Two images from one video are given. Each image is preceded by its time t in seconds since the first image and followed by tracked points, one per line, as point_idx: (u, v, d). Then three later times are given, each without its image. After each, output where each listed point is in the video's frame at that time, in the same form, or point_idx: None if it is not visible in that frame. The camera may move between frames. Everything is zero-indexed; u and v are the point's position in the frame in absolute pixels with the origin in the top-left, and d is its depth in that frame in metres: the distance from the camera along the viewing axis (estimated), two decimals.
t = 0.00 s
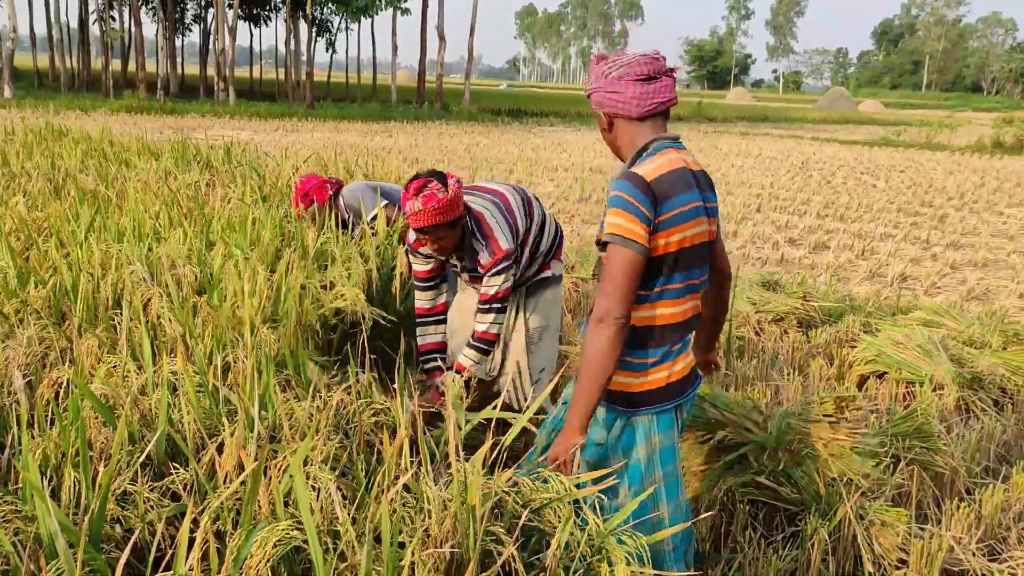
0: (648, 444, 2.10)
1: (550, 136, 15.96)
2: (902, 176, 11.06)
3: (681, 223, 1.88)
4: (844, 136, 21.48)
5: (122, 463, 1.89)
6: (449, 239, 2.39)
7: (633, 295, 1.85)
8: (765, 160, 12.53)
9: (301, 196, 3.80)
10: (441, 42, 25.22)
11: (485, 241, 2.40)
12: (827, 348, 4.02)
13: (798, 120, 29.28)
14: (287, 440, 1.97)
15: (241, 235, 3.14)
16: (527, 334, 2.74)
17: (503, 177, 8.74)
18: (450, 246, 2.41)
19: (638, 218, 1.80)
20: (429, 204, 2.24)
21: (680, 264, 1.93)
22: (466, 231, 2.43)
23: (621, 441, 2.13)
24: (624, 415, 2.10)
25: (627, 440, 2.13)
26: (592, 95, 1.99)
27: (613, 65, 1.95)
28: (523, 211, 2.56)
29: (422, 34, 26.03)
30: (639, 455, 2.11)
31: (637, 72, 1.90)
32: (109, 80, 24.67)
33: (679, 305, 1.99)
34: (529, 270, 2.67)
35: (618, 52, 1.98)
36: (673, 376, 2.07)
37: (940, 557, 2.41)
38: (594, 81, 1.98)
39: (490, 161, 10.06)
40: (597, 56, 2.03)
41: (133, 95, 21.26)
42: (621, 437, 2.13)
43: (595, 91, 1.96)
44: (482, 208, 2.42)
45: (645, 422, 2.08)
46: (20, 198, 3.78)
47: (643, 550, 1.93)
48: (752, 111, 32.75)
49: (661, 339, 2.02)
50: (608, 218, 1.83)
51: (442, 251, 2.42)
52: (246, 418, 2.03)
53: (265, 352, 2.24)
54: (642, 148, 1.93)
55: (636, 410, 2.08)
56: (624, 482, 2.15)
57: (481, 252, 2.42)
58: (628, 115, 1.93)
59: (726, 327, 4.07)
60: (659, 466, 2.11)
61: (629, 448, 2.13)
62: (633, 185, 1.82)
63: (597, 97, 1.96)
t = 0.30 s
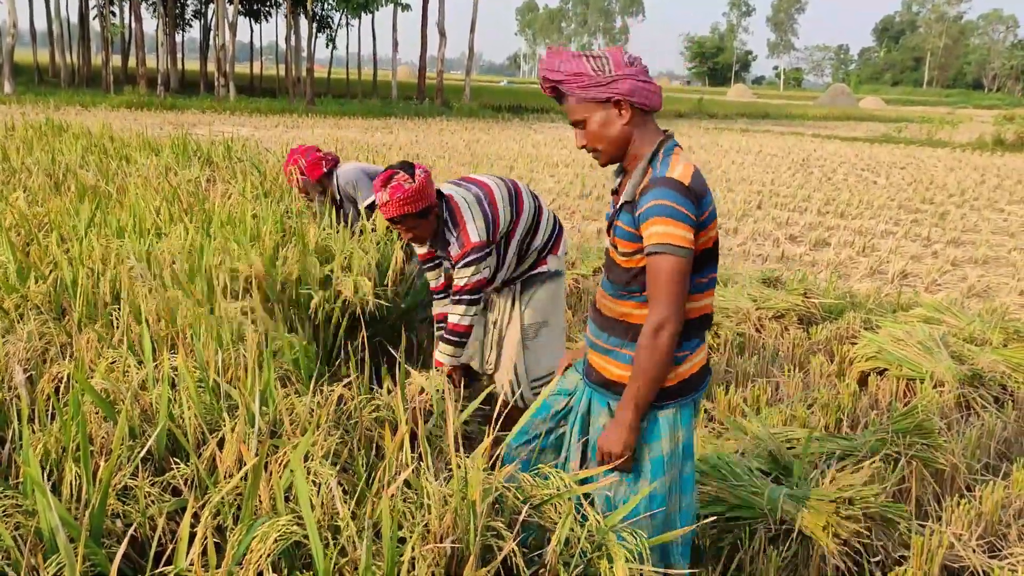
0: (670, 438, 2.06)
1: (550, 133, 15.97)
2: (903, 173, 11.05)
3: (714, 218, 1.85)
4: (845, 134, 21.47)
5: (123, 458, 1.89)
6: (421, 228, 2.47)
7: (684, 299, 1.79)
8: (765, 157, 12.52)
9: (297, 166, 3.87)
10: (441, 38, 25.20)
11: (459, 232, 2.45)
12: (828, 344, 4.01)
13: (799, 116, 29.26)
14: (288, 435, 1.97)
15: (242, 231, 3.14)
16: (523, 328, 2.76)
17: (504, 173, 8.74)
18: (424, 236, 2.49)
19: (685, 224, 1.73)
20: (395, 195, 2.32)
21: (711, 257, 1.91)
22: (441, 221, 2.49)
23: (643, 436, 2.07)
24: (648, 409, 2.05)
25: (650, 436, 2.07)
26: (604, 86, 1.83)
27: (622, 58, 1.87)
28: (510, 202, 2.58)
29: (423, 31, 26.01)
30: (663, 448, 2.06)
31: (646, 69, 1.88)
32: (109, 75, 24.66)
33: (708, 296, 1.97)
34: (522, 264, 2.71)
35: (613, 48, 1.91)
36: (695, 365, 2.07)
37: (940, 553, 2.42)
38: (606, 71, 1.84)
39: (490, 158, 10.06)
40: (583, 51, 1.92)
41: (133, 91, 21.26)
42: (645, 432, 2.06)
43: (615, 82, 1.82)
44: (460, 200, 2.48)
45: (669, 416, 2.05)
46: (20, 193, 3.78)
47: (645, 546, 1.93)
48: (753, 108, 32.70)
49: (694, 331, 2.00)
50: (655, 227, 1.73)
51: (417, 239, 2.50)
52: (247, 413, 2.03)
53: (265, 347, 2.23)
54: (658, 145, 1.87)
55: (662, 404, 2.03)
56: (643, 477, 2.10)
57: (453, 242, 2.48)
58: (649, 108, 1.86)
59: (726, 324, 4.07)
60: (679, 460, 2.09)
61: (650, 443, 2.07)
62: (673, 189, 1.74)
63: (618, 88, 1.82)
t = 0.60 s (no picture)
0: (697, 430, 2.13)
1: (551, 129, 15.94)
2: (904, 169, 11.03)
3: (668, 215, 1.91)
4: (846, 130, 21.43)
5: (124, 452, 1.89)
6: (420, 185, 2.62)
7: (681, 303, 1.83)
8: (766, 153, 12.50)
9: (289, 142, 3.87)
10: (442, 34, 25.14)
11: (460, 193, 2.61)
12: (829, 340, 4.01)
13: (800, 112, 29.23)
14: (288, 430, 1.97)
15: (243, 226, 3.14)
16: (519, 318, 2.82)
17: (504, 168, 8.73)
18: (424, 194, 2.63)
19: (653, 240, 1.78)
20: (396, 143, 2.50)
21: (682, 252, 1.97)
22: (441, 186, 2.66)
23: (673, 431, 2.12)
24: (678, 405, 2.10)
25: (681, 429, 2.12)
26: (517, 145, 1.84)
27: (531, 113, 1.88)
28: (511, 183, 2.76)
29: (424, 27, 25.97)
30: (692, 440, 2.12)
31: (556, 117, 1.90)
32: (109, 70, 24.64)
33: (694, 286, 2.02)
34: (517, 254, 2.82)
35: (518, 103, 1.92)
36: (714, 352, 2.12)
37: (941, 548, 2.41)
38: (518, 131, 1.84)
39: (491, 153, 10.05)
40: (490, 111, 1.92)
41: (134, 85, 21.23)
42: (675, 426, 2.11)
43: (527, 140, 1.84)
44: (462, 168, 2.66)
45: (695, 409, 2.12)
46: (21, 187, 3.78)
47: (647, 541, 1.93)
48: (754, 104, 32.63)
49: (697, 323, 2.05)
50: (625, 257, 1.77)
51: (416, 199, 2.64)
52: (248, 407, 2.03)
53: (266, 342, 2.23)
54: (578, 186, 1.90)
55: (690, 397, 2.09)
56: (674, 472, 2.13)
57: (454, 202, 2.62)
58: (565, 156, 1.89)
59: (727, 320, 4.07)
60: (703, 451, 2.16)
61: (678, 438, 2.12)
62: (624, 217, 1.79)
63: (531, 145, 1.84)
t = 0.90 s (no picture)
0: (695, 425, 2.20)
1: (552, 125, 15.92)
2: (906, 166, 11.02)
3: (572, 279, 2.03)
4: (848, 126, 21.39)
5: (126, 447, 1.89)
6: (428, 159, 3.07)
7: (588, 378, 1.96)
8: (768, 150, 12.48)
9: (275, 137, 4.18)
10: (443, 30, 25.10)
11: (472, 172, 3.02)
12: (831, 337, 4.01)
13: (802, 109, 29.21)
14: (291, 424, 1.97)
15: (245, 221, 3.14)
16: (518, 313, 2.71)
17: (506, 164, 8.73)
18: (429, 168, 3.10)
19: (550, 327, 1.93)
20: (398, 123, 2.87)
21: (606, 300, 2.08)
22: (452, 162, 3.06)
23: (673, 429, 2.19)
24: (673, 404, 2.18)
25: (679, 426, 2.19)
26: (431, 259, 1.92)
27: (438, 224, 1.97)
28: (524, 167, 3.17)
29: (425, 23, 25.95)
30: (691, 434, 2.19)
31: (461, 222, 2.00)
32: (111, 65, 24.62)
33: (636, 316, 2.12)
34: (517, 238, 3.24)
35: (424, 216, 1.99)
36: (698, 346, 2.20)
37: (943, 544, 2.42)
38: (430, 245, 1.92)
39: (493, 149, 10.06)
40: (398, 228, 1.98)
41: (136, 80, 21.22)
42: (674, 424, 2.18)
43: (441, 252, 1.92)
44: (481, 151, 3.05)
45: (690, 405, 2.19)
46: (23, 181, 3.78)
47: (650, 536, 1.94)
48: (756, 100, 32.56)
49: (656, 342, 2.15)
50: (527, 347, 1.92)
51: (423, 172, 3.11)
52: (250, 402, 2.03)
53: (268, 337, 2.23)
54: (489, 283, 2.00)
55: (683, 395, 2.18)
56: (674, 466, 2.20)
57: (462, 180, 3.03)
58: (478, 260, 1.99)
59: (729, 316, 4.07)
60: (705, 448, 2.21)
61: (678, 435, 2.19)
62: (522, 308, 1.94)
63: (445, 256, 1.92)
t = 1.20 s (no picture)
0: (688, 414, 2.20)
1: (554, 120, 15.91)
2: (910, 162, 10.99)
3: (534, 307, 2.07)
4: (851, 122, 21.34)
5: (129, 441, 1.90)
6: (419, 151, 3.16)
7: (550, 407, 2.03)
8: (771, 145, 12.47)
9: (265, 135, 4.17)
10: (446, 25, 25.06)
11: (462, 166, 3.08)
12: (834, 333, 4.01)
13: (805, 104, 29.16)
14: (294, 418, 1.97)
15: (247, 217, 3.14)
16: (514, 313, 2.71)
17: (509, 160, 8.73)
18: (423, 160, 3.19)
19: (514, 358, 1.98)
20: (385, 119, 3.00)
21: (573, 320, 2.10)
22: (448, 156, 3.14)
23: (666, 422, 2.19)
24: (663, 398, 2.18)
25: (671, 419, 2.19)
26: (406, 306, 2.02)
27: (417, 271, 2.05)
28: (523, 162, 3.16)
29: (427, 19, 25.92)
30: (685, 426, 2.19)
31: (439, 270, 2.08)
32: (112, 60, 24.61)
33: (608, 328, 2.14)
34: (514, 234, 3.28)
35: (404, 262, 2.08)
36: (679, 336, 2.21)
37: (946, 540, 2.41)
38: (407, 292, 2.02)
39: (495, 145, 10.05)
40: (379, 272, 2.08)
41: (138, 75, 21.22)
42: (666, 418, 2.19)
43: (417, 300, 2.02)
44: (475, 146, 3.09)
45: (680, 395, 2.19)
46: (25, 176, 3.78)
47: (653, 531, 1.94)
48: (758, 96, 32.50)
49: (632, 346, 2.16)
50: (492, 380, 1.99)
51: (415, 163, 3.20)
52: (253, 397, 2.03)
53: (271, 332, 2.24)
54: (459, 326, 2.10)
55: (671, 387, 2.18)
56: (671, 459, 2.20)
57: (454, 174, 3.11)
58: (452, 307, 2.08)
59: (732, 312, 4.07)
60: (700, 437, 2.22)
61: (671, 427, 2.19)
62: (485, 343, 1.99)
63: (420, 304, 2.02)
